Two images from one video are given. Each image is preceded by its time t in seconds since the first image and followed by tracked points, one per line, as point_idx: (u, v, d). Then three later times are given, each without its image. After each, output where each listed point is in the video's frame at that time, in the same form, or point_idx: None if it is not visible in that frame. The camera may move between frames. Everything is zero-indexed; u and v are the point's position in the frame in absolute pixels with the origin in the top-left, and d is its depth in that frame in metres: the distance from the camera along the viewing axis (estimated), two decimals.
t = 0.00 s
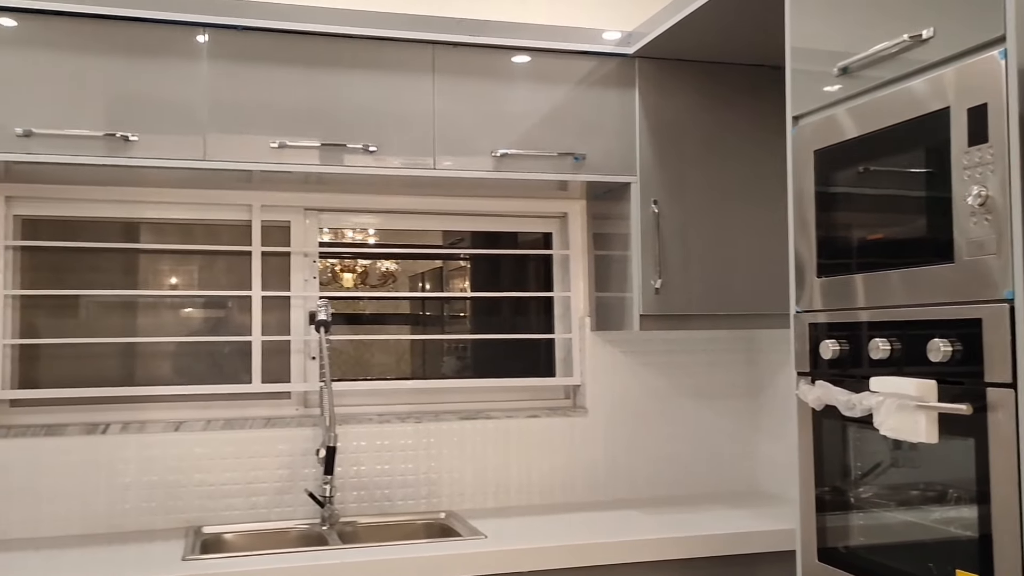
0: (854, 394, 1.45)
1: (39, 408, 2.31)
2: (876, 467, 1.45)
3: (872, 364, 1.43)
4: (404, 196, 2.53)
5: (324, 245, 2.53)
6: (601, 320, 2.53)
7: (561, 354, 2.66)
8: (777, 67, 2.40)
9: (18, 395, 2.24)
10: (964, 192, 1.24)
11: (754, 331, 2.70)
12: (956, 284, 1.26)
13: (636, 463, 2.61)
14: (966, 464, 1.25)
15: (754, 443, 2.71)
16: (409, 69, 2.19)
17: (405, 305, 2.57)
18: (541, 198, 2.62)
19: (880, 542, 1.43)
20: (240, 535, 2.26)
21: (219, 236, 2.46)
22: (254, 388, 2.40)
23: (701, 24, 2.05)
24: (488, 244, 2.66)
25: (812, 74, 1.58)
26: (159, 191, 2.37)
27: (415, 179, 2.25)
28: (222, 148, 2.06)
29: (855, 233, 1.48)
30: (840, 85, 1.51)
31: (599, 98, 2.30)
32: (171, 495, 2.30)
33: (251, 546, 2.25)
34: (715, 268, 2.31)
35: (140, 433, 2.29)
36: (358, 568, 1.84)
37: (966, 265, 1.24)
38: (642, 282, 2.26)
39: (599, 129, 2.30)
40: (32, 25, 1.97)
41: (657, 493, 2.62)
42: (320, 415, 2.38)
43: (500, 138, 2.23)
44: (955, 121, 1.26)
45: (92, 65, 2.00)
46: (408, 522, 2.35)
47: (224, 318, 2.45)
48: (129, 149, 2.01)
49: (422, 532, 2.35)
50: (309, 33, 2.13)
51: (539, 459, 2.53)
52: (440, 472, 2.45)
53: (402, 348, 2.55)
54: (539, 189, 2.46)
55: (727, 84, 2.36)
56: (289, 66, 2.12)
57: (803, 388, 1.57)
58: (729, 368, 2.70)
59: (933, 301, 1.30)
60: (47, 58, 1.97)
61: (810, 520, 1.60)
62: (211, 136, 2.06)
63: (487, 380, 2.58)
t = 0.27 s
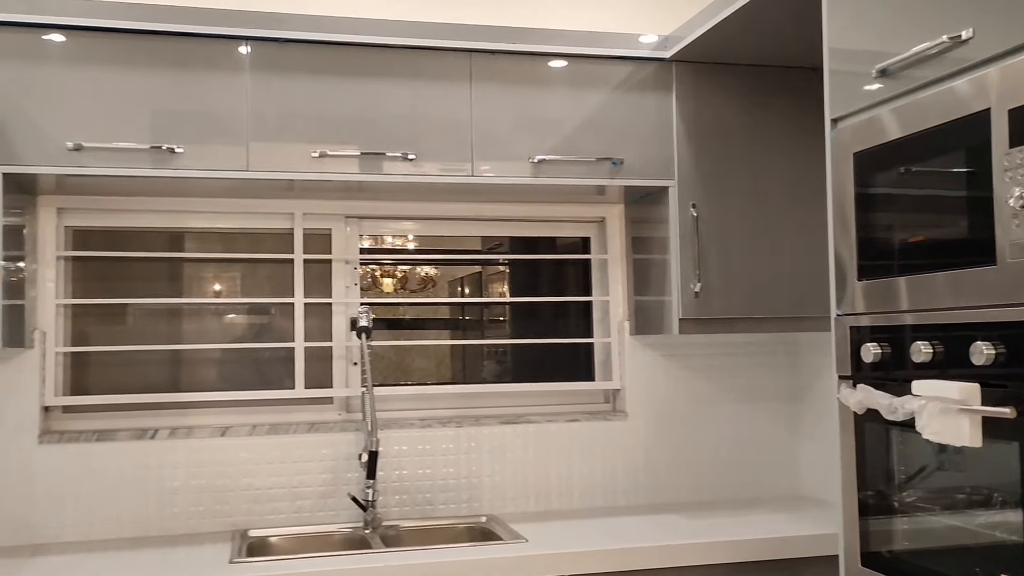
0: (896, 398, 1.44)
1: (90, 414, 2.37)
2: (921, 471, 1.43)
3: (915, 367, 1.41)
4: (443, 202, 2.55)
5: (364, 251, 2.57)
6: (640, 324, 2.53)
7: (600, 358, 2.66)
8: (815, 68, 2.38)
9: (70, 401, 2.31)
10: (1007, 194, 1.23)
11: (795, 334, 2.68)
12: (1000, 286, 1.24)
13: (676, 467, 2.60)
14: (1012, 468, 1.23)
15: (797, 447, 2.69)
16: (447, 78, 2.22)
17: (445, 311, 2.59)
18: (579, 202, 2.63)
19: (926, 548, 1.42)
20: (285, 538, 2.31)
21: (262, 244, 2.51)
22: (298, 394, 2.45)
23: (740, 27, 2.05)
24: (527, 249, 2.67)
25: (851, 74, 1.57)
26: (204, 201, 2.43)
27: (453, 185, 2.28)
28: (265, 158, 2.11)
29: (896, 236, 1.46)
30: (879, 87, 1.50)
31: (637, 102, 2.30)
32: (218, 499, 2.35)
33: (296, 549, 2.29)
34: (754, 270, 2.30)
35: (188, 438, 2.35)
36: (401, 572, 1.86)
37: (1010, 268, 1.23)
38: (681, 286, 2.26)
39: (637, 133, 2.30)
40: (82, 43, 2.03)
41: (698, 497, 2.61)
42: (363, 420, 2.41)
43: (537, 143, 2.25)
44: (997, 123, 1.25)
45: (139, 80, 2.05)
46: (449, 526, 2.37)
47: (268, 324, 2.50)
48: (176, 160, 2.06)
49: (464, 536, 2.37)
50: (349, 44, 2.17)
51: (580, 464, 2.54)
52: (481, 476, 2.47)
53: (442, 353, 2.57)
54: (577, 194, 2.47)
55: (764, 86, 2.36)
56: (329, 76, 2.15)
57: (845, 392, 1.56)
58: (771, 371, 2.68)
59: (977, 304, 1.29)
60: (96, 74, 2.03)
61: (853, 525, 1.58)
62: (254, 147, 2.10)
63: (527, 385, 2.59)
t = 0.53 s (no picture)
0: (939, 402, 1.42)
1: (139, 420, 2.43)
2: (966, 476, 1.41)
3: (958, 371, 1.39)
4: (480, 209, 2.58)
5: (403, 257, 2.60)
6: (678, 328, 2.53)
7: (639, 362, 2.66)
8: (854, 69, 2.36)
9: (119, 408, 2.37)
10: None
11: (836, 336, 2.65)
12: None
13: (717, 471, 2.59)
14: None
15: (839, 450, 2.66)
16: (484, 85, 2.24)
17: (483, 316, 2.61)
18: (616, 207, 2.63)
19: (971, 554, 1.40)
20: (328, 542, 2.34)
21: (304, 251, 2.55)
22: (339, 400, 2.48)
23: (777, 29, 2.04)
24: (564, 254, 2.68)
25: (889, 75, 1.56)
26: (246, 211, 2.48)
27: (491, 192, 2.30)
28: (305, 168, 2.15)
29: (938, 239, 1.45)
30: (919, 88, 1.48)
31: (673, 106, 2.30)
32: (263, 503, 2.39)
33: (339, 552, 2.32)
34: (793, 273, 2.30)
35: (234, 443, 2.39)
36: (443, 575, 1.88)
37: None
38: (720, 290, 2.26)
39: (673, 137, 2.30)
40: (128, 58, 2.09)
41: (739, 501, 2.59)
42: (404, 425, 2.44)
43: (574, 149, 2.26)
44: None
45: (183, 94, 2.11)
46: (490, 529, 2.38)
47: (310, 330, 2.54)
48: (218, 172, 2.11)
49: (505, 540, 2.39)
50: (387, 54, 2.20)
51: (620, 468, 2.54)
52: (521, 481, 2.48)
53: (481, 357, 2.59)
54: (613, 198, 2.47)
55: (802, 88, 2.34)
56: (368, 87, 2.19)
57: (887, 397, 1.54)
58: (812, 374, 2.65)
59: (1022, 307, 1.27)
60: (142, 89, 2.09)
61: (896, 530, 1.57)
62: (295, 157, 2.14)
63: (565, 389, 2.60)
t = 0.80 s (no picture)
0: (981, 405, 1.41)
1: (183, 425, 2.49)
2: (1011, 479, 1.39)
3: (1002, 374, 1.37)
4: (516, 214, 2.59)
5: (440, 263, 2.62)
6: (715, 331, 2.52)
7: (676, 365, 2.66)
8: (891, 68, 2.34)
9: (164, 414, 2.42)
10: None
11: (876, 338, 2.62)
12: None
13: (756, 474, 2.58)
14: None
15: (881, 453, 2.63)
16: (518, 92, 2.25)
17: (520, 320, 2.62)
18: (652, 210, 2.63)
19: (1017, 558, 1.38)
20: (368, 545, 2.36)
21: (342, 258, 2.59)
22: (379, 405, 2.52)
23: (813, 30, 2.03)
24: (600, 258, 2.69)
25: (927, 75, 1.54)
26: (286, 220, 2.52)
27: (527, 197, 2.31)
28: (343, 176, 2.18)
29: (980, 240, 1.43)
30: (960, 88, 1.47)
31: (708, 110, 2.30)
32: (305, 507, 2.43)
33: (380, 556, 2.35)
34: (831, 275, 2.28)
35: (276, 448, 2.43)
36: None
37: None
38: (757, 292, 2.25)
39: (708, 140, 2.29)
40: (170, 72, 2.14)
41: (779, 504, 2.58)
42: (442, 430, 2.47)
43: (609, 154, 2.27)
44: None
45: (224, 106, 2.15)
46: (529, 533, 2.39)
47: (349, 336, 2.58)
48: (257, 181, 2.15)
49: (543, 543, 2.39)
50: (422, 63, 2.22)
51: (658, 471, 2.53)
52: (559, 484, 2.49)
53: (517, 362, 2.61)
54: (649, 202, 2.47)
55: (838, 88, 2.33)
56: (404, 96, 2.22)
57: (927, 401, 1.52)
58: (852, 377, 2.63)
59: None
60: (184, 102, 2.14)
61: (939, 533, 1.55)
62: (333, 166, 2.18)
63: (603, 393, 2.60)
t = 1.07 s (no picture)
0: None
1: (229, 429, 2.54)
2: None
3: None
4: (554, 218, 2.61)
5: (479, 266, 2.65)
6: (756, 333, 2.51)
7: (717, 367, 2.65)
8: (933, 66, 2.31)
9: (210, 417, 2.47)
10: None
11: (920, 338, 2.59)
12: None
13: (799, 476, 2.56)
14: None
15: (926, 455, 2.59)
16: (555, 96, 2.27)
17: (558, 323, 2.64)
18: (690, 212, 2.63)
19: None
20: (411, 547, 2.40)
21: (382, 263, 2.63)
22: (420, 408, 2.55)
23: (852, 29, 2.01)
24: (639, 260, 2.69)
25: (970, 72, 1.52)
26: (327, 226, 2.57)
27: (564, 201, 2.33)
28: (382, 182, 2.21)
29: None
30: (1003, 85, 1.45)
31: (746, 110, 2.29)
32: (348, 509, 2.47)
33: (422, 557, 2.38)
34: (873, 275, 2.26)
35: (319, 451, 2.48)
36: None
37: None
38: (797, 293, 2.24)
39: (747, 141, 2.29)
40: (213, 83, 2.19)
41: (823, 507, 2.55)
42: (482, 432, 2.49)
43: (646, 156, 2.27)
44: None
45: (266, 116, 2.20)
46: (570, 535, 2.40)
47: (389, 339, 2.62)
48: (299, 189, 2.19)
49: (584, 545, 2.40)
50: (459, 69, 2.25)
51: (699, 473, 2.53)
52: (600, 486, 2.50)
53: (557, 364, 2.62)
54: (687, 203, 2.47)
55: (879, 87, 2.31)
56: (442, 102, 2.24)
57: (972, 402, 1.50)
58: (895, 377, 2.60)
59: None
60: (227, 112, 2.19)
61: (985, 536, 1.53)
62: (373, 173, 2.21)
63: (642, 395, 2.60)
